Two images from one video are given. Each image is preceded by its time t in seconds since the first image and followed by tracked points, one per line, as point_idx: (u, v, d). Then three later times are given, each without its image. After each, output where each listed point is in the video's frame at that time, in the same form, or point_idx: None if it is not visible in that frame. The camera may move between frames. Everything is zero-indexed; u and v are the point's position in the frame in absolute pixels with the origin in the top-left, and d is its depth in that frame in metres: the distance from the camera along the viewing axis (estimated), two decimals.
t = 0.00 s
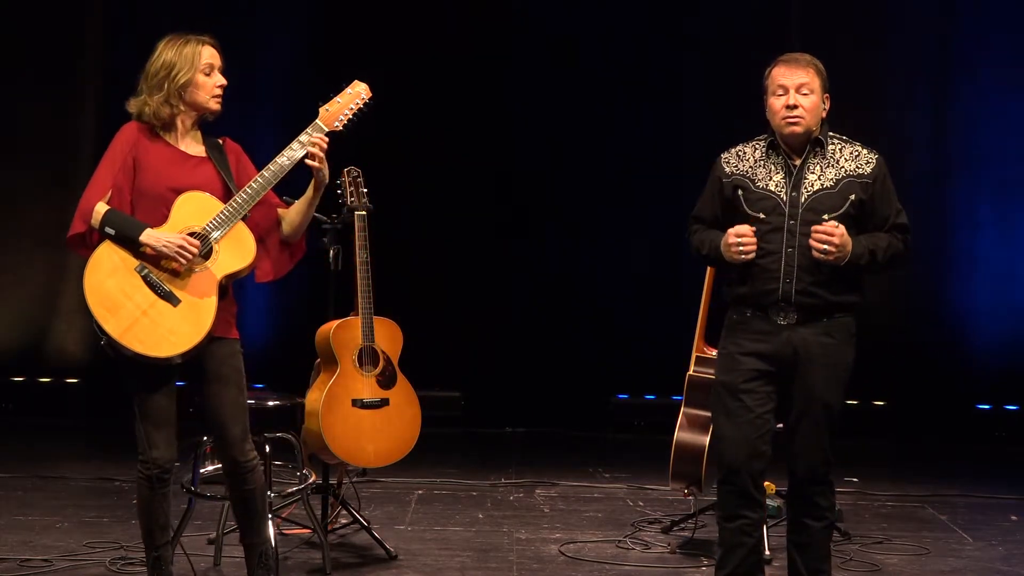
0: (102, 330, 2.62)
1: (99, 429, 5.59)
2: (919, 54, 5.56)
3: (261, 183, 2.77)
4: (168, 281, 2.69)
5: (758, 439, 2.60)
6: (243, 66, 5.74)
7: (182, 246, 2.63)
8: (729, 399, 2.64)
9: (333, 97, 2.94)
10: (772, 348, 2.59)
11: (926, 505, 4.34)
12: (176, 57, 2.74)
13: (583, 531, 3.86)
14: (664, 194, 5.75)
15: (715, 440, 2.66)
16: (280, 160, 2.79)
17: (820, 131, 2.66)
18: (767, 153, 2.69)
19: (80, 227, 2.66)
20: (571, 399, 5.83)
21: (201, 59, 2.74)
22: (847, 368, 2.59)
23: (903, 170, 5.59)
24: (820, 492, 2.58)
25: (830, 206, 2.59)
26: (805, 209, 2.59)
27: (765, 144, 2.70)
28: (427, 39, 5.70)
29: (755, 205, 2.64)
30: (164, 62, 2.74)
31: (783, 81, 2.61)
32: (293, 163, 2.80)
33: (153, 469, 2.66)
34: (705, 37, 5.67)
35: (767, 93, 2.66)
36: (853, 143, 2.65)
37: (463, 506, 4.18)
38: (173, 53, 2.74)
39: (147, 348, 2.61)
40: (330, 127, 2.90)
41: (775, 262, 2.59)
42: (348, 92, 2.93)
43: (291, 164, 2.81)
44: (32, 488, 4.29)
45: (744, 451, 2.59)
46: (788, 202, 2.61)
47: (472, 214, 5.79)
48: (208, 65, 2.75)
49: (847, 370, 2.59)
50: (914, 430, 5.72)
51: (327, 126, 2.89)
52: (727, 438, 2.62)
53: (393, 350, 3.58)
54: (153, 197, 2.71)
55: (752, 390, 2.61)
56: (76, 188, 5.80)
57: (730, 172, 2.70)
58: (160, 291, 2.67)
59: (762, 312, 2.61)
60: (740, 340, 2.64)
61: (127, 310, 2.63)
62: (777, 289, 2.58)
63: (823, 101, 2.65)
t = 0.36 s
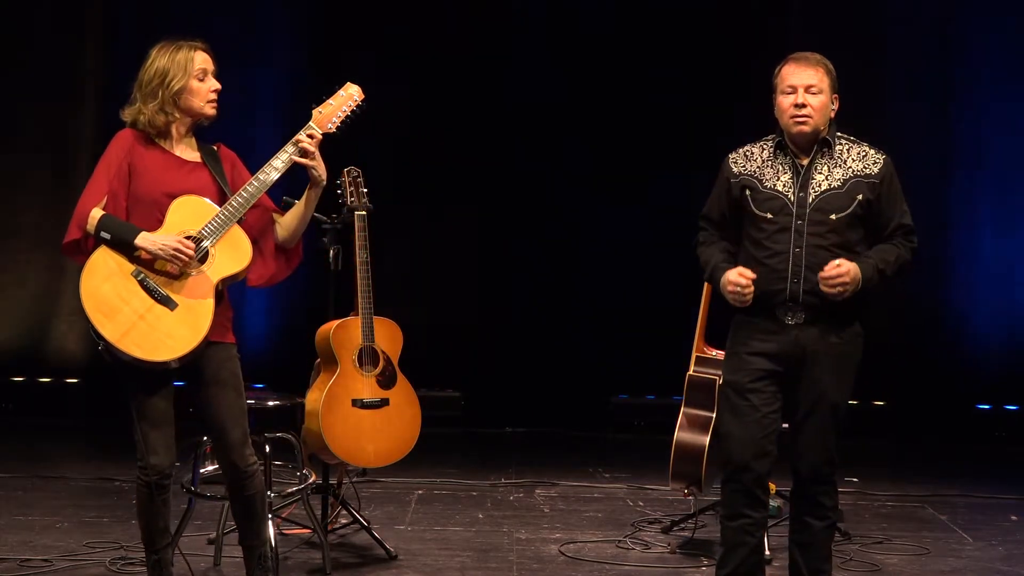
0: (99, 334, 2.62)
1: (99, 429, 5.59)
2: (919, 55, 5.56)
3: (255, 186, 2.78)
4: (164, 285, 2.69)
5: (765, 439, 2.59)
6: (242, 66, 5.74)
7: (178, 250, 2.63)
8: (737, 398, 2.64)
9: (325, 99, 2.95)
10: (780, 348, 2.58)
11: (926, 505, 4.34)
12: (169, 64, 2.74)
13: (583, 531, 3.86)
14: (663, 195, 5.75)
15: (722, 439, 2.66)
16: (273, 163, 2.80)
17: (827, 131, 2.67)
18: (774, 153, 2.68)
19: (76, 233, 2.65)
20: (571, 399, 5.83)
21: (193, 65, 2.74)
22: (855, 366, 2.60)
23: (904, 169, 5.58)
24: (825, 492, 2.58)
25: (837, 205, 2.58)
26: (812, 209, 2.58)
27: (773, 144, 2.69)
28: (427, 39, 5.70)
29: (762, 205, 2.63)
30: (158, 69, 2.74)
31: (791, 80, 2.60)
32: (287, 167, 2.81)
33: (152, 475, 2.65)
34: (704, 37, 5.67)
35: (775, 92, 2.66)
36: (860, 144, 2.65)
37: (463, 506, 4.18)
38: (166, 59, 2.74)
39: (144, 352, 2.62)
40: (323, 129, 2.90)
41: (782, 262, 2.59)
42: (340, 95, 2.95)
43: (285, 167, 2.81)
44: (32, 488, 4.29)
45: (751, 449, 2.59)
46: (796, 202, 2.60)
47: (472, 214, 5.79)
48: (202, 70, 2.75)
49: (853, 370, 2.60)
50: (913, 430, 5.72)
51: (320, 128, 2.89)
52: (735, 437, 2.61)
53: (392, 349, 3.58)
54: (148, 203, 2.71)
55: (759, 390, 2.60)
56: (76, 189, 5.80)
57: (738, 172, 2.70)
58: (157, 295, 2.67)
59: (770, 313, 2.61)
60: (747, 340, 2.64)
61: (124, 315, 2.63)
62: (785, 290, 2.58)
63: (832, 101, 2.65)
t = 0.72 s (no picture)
0: (107, 332, 2.62)
1: (99, 429, 5.59)
2: (919, 54, 5.55)
3: (261, 181, 2.77)
4: (172, 283, 2.70)
5: (772, 438, 2.59)
6: (243, 66, 5.74)
7: (187, 249, 2.63)
8: (744, 397, 2.63)
9: (332, 94, 2.94)
10: (789, 347, 2.58)
11: (926, 505, 4.34)
12: (169, 57, 2.73)
13: (583, 531, 3.86)
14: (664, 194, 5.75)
15: (728, 438, 2.65)
16: (279, 158, 2.80)
17: (837, 132, 2.67)
18: (785, 153, 2.68)
19: (84, 229, 2.65)
20: (571, 399, 5.83)
21: (192, 56, 2.73)
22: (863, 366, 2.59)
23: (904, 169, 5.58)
24: (828, 491, 2.59)
25: (847, 205, 2.57)
26: (823, 209, 2.58)
27: (784, 144, 2.68)
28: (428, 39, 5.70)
29: (773, 205, 2.63)
30: (157, 63, 2.73)
31: (803, 83, 2.60)
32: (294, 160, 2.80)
33: (155, 470, 2.65)
34: (705, 37, 5.67)
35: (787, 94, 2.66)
36: (870, 144, 2.65)
37: (463, 506, 4.18)
38: (165, 54, 2.73)
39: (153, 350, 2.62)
40: (330, 124, 2.89)
41: (792, 261, 2.58)
42: (346, 90, 2.93)
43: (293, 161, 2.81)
44: (31, 488, 4.29)
45: (757, 448, 2.59)
46: (806, 202, 2.59)
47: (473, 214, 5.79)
48: (201, 61, 2.74)
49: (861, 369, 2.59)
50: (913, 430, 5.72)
51: (328, 123, 2.88)
52: (742, 436, 2.61)
53: (392, 349, 3.58)
54: (154, 197, 2.71)
55: (769, 389, 2.60)
56: (76, 188, 5.80)
57: (749, 170, 2.68)
58: (165, 293, 2.67)
59: (780, 313, 2.61)
60: (756, 339, 2.63)
61: (133, 312, 2.63)
62: (795, 289, 2.58)
63: (843, 104, 2.65)
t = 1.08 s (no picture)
0: (120, 328, 2.62)
1: (98, 429, 5.59)
2: (919, 54, 5.55)
3: (274, 176, 2.78)
4: (184, 279, 2.69)
5: (774, 438, 2.59)
6: (243, 66, 5.74)
7: (201, 245, 2.64)
8: (747, 397, 2.63)
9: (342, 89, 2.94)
10: (791, 348, 2.58)
11: (926, 505, 4.34)
12: (178, 52, 2.73)
13: (583, 531, 3.86)
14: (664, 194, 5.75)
15: (731, 438, 2.65)
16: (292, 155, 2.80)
17: (843, 132, 2.66)
18: (791, 152, 2.67)
19: (95, 224, 2.64)
20: (571, 399, 5.83)
21: (202, 50, 2.73)
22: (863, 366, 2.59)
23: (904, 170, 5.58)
24: (828, 491, 2.59)
25: (855, 206, 2.57)
26: (831, 209, 2.58)
27: (790, 144, 2.68)
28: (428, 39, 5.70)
29: (781, 204, 2.62)
30: (166, 58, 2.73)
31: (807, 86, 2.60)
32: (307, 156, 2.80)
33: (158, 465, 2.66)
34: (705, 37, 5.67)
35: (790, 98, 2.66)
36: (876, 145, 2.65)
37: (463, 506, 4.18)
38: (173, 49, 2.73)
39: (166, 347, 2.62)
40: (341, 120, 2.89)
41: (801, 261, 2.58)
42: (357, 84, 2.93)
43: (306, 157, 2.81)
44: (31, 488, 4.29)
45: (759, 448, 2.59)
46: (814, 202, 2.59)
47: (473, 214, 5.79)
48: (211, 54, 2.74)
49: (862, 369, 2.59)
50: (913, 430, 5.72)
51: (338, 119, 2.88)
52: (744, 436, 2.61)
53: (392, 349, 3.58)
54: (165, 192, 2.70)
55: (771, 390, 2.60)
56: (76, 188, 5.80)
57: (756, 169, 2.67)
58: (177, 290, 2.67)
59: (784, 313, 2.61)
60: (758, 340, 2.63)
61: (145, 309, 2.63)
62: (802, 289, 2.57)
63: (847, 104, 2.65)
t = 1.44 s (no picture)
0: (131, 327, 2.61)
1: (98, 429, 5.59)
2: (918, 54, 5.55)
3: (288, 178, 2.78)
4: (198, 280, 2.69)
5: (772, 437, 2.59)
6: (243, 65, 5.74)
7: (220, 247, 2.64)
8: (744, 396, 2.63)
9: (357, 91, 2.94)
10: (788, 347, 2.58)
11: (926, 505, 4.34)
12: (198, 50, 2.73)
13: (583, 531, 3.86)
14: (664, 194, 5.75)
15: (728, 438, 2.65)
16: (307, 156, 2.79)
17: (835, 132, 2.67)
18: (784, 153, 2.67)
19: (110, 220, 2.63)
20: (571, 399, 5.82)
21: (222, 49, 2.73)
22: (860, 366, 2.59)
23: (903, 170, 5.58)
24: (826, 491, 2.59)
25: (847, 204, 2.57)
26: (823, 207, 2.58)
27: (782, 144, 2.68)
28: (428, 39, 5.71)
29: (772, 204, 2.62)
30: (185, 55, 2.73)
31: (801, 85, 2.60)
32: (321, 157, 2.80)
33: (162, 463, 2.66)
34: (705, 37, 5.67)
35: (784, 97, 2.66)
36: (869, 143, 2.65)
37: (463, 506, 4.18)
38: (193, 46, 2.73)
39: (177, 347, 2.62)
40: (355, 122, 2.89)
41: (792, 260, 2.58)
42: (372, 86, 2.93)
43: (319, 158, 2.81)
44: (31, 488, 4.29)
45: (757, 448, 2.59)
46: (805, 201, 2.59)
47: (473, 215, 5.79)
48: (230, 54, 2.75)
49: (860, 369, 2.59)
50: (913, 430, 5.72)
51: (353, 121, 2.88)
52: (741, 436, 2.61)
53: (392, 349, 3.58)
54: (180, 191, 2.70)
55: (767, 389, 2.60)
56: (76, 189, 5.80)
57: (747, 171, 2.68)
58: (190, 290, 2.67)
59: (778, 312, 2.61)
60: (756, 339, 2.63)
61: (157, 309, 2.63)
62: (794, 288, 2.58)
63: (841, 104, 2.65)
